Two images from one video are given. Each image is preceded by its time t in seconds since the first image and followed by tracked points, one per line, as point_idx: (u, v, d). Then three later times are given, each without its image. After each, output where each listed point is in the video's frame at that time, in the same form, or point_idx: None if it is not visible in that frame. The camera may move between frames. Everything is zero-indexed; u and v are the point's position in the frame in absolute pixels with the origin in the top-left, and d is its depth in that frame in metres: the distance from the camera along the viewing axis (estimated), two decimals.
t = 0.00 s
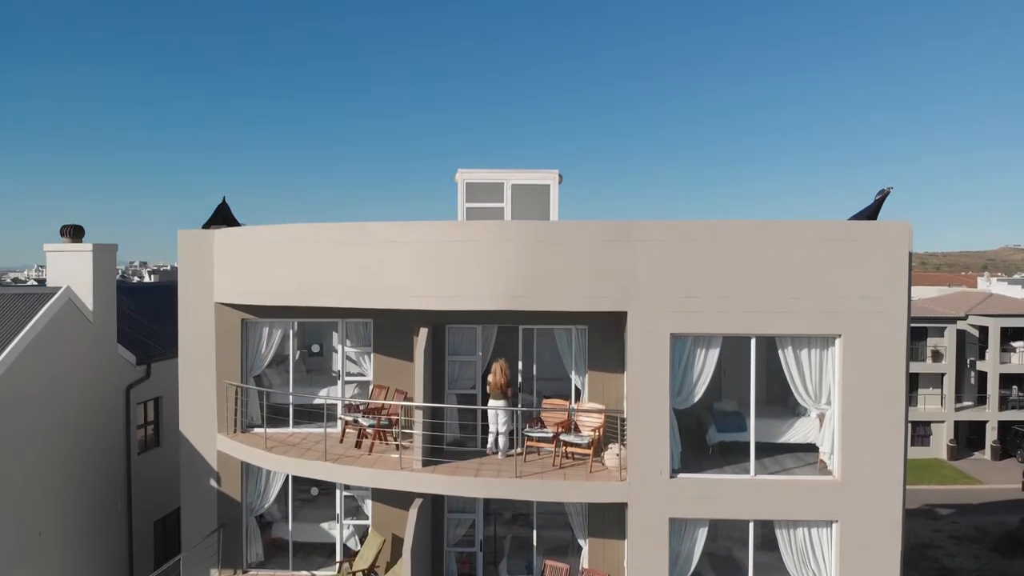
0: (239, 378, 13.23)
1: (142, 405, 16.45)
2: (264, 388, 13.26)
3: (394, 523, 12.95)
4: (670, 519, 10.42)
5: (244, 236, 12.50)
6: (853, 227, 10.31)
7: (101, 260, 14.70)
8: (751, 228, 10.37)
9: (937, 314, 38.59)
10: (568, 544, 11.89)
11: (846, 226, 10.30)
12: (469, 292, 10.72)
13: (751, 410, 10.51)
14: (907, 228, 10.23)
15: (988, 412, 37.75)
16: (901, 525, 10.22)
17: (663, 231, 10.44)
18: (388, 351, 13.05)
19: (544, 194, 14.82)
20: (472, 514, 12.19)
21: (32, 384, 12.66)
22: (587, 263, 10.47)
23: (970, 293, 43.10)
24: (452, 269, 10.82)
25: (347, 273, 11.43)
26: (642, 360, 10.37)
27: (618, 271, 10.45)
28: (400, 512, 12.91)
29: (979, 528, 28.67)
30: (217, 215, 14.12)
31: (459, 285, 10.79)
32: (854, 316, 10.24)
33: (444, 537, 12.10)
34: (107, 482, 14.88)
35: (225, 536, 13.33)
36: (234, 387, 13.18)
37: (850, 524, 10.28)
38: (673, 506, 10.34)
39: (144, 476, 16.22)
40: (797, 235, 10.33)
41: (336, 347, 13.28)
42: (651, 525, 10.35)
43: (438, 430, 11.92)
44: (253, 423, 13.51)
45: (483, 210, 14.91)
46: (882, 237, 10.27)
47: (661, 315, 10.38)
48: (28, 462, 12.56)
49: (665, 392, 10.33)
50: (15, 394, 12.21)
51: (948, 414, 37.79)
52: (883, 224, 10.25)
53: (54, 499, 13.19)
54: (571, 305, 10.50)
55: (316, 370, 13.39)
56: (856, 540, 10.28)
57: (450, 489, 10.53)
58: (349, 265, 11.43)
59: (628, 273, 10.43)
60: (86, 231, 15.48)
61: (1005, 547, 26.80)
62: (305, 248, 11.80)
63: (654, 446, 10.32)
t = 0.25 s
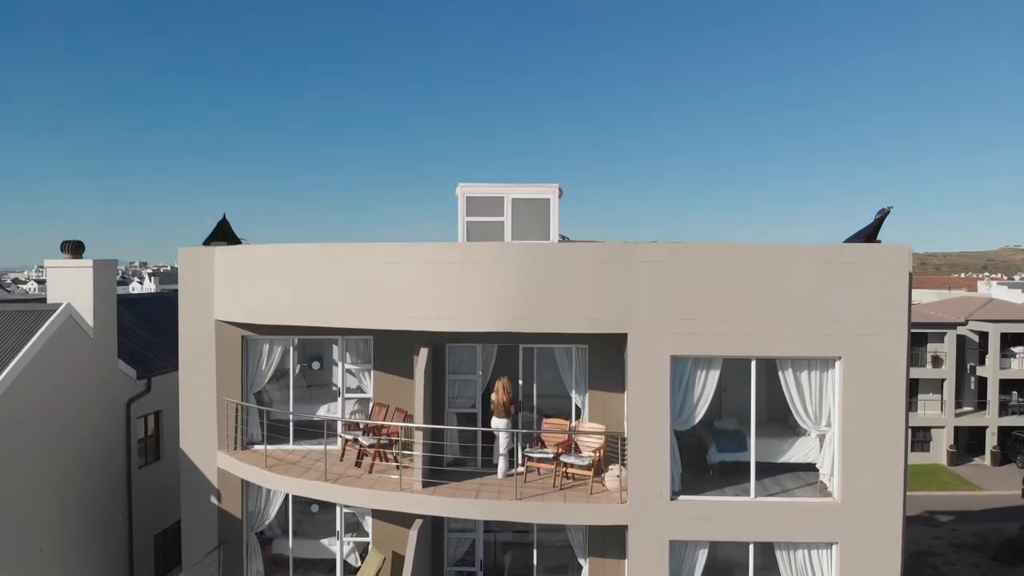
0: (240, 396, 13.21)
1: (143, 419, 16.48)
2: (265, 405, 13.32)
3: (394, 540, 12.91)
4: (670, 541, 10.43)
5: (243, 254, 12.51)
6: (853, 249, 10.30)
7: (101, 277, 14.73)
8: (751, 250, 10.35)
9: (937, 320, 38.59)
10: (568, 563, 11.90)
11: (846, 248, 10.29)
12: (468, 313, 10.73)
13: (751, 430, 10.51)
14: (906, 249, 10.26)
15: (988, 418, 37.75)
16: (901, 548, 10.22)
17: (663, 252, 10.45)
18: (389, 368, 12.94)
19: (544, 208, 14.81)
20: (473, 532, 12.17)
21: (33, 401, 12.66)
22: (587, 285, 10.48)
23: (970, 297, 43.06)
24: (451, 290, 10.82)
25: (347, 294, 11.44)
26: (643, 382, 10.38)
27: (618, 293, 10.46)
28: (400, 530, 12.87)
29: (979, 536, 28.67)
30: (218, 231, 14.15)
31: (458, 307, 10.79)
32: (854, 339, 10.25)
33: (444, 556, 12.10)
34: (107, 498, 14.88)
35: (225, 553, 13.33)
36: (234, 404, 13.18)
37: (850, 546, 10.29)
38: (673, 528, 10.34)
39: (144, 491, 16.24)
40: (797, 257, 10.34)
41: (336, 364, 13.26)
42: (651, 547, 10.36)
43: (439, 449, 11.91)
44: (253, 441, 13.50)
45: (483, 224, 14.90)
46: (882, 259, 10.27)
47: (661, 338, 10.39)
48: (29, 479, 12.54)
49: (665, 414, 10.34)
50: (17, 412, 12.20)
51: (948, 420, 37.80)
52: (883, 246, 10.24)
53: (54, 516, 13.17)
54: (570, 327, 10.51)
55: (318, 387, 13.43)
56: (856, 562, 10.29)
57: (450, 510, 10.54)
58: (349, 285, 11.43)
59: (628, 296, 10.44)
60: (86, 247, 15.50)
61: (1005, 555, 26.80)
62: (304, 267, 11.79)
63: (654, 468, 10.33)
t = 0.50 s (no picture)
0: (240, 410, 13.24)
1: (143, 431, 16.51)
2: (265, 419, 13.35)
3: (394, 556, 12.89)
4: (671, 560, 10.44)
5: (244, 271, 12.50)
6: (853, 270, 10.27)
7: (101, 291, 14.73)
8: (752, 270, 10.34)
9: (937, 325, 38.59)
10: None
11: (847, 268, 10.26)
12: (469, 333, 10.72)
13: (751, 447, 10.54)
14: (907, 270, 10.23)
15: (988, 423, 37.77)
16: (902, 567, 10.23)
17: (663, 272, 10.44)
18: (390, 383, 12.93)
19: (544, 221, 14.80)
20: (472, 549, 12.20)
21: (34, 416, 12.66)
22: (587, 305, 10.49)
23: (971, 302, 43.05)
24: (451, 310, 10.82)
25: (347, 312, 11.44)
26: (643, 402, 10.37)
27: (619, 313, 10.46)
28: (400, 546, 12.85)
29: (979, 542, 28.68)
30: (218, 246, 14.16)
31: (458, 326, 10.79)
32: (854, 360, 10.25)
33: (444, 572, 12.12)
34: (108, 511, 14.87)
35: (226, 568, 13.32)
36: (234, 420, 13.19)
37: (850, 565, 10.29)
38: (674, 547, 10.34)
39: (145, 503, 16.26)
40: (797, 277, 10.32)
41: (336, 379, 13.29)
42: (651, 566, 10.37)
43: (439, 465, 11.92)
44: (253, 455, 13.54)
45: (483, 236, 14.87)
46: (883, 280, 10.25)
47: (661, 358, 10.39)
48: (33, 493, 12.51)
49: (666, 434, 10.34)
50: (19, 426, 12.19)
51: (948, 424, 37.81)
52: (884, 267, 10.22)
53: (57, 530, 13.12)
54: (571, 347, 10.51)
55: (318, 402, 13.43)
56: None
57: (451, 530, 10.54)
58: (349, 304, 11.43)
59: (628, 315, 10.44)
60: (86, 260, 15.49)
61: (1005, 562, 26.80)
62: (304, 284, 11.78)
63: (654, 488, 10.33)
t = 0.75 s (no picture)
0: (240, 427, 13.24)
1: (143, 446, 16.53)
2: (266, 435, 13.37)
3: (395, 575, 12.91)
4: None
5: (243, 290, 12.50)
6: (852, 291, 10.25)
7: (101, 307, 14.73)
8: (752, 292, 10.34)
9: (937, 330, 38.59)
10: None
11: (846, 289, 10.24)
12: (468, 354, 10.73)
13: (751, 465, 10.50)
14: (907, 287, 10.16)
15: (988, 428, 37.77)
16: None
17: (663, 294, 10.44)
18: (389, 400, 12.97)
19: (544, 237, 14.80)
20: (472, 568, 12.24)
21: (36, 434, 12.67)
22: (587, 327, 10.49)
23: (971, 306, 43.04)
24: (451, 332, 10.83)
25: (347, 332, 11.44)
26: (643, 424, 10.38)
27: (618, 336, 10.47)
28: (400, 565, 12.86)
29: (979, 549, 28.69)
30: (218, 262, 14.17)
31: (458, 348, 10.80)
32: (853, 382, 10.25)
33: None
34: (109, 527, 14.87)
35: None
36: (234, 437, 13.21)
37: None
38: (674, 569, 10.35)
39: (146, 518, 16.29)
40: (797, 299, 10.31)
41: (336, 395, 13.26)
42: None
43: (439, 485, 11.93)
44: (253, 472, 13.54)
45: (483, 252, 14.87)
46: (882, 300, 10.21)
47: (661, 380, 10.39)
48: (34, 511, 12.51)
49: (666, 456, 10.35)
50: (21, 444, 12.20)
51: (948, 430, 37.83)
52: (884, 286, 10.16)
53: (59, 548, 13.12)
54: (570, 369, 10.52)
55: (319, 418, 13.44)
56: None
57: (451, 551, 10.55)
58: (348, 325, 11.44)
59: (628, 338, 10.45)
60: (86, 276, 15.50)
61: (1004, 569, 26.81)
62: (304, 304, 11.78)
63: (654, 510, 10.34)
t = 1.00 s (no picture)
0: (240, 441, 13.25)
1: (143, 457, 16.54)
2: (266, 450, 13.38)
3: None
4: None
5: (244, 305, 12.50)
6: (852, 309, 10.26)
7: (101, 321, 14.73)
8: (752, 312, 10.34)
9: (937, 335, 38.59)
10: None
11: (846, 308, 10.24)
12: (469, 373, 10.73)
13: (751, 482, 10.51)
14: (907, 305, 10.19)
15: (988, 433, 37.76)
16: None
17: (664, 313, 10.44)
18: (388, 415, 13.01)
19: (544, 249, 14.80)
20: None
21: (36, 449, 12.67)
22: (587, 346, 10.49)
23: (971, 310, 43.04)
24: (451, 350, 10.83)
25: (347, 350, 11.44)
26: (643, 443, 10.38)
27: (619, 355, 10.47)
28: None
29: (980, 555, 28.68)
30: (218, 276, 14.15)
31: (458, 366, 10.80)
32: (853, 401, 10.26)
33: None
34: (109, 540, 14.87)
35: None
36: (234, 451, 13.22)
37: None
38: None
39: (146, 530, 16.30)
40: (797, 318, 10.32)
41: (336, 408, 13.26)
42: None
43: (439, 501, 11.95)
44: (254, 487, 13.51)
45: (483, 265, 14.87)
46: (883, 318, 10.21)
47: (662, 399, 10.39)
48: (35, 526, 12.51)
49: (666, 475, 10.35)
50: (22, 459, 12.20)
51: (948, 435, 37.83)
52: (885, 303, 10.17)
53: (59, 562, 13.12)
54: (571, 387, 10.52)
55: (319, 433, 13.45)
56: None
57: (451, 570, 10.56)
58: (348, 342, 11.43)
59: (628, 357, 10.45)
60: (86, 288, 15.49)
61: None
62: (305, 320, 11.77)
63: (654, 529, 10.34)
